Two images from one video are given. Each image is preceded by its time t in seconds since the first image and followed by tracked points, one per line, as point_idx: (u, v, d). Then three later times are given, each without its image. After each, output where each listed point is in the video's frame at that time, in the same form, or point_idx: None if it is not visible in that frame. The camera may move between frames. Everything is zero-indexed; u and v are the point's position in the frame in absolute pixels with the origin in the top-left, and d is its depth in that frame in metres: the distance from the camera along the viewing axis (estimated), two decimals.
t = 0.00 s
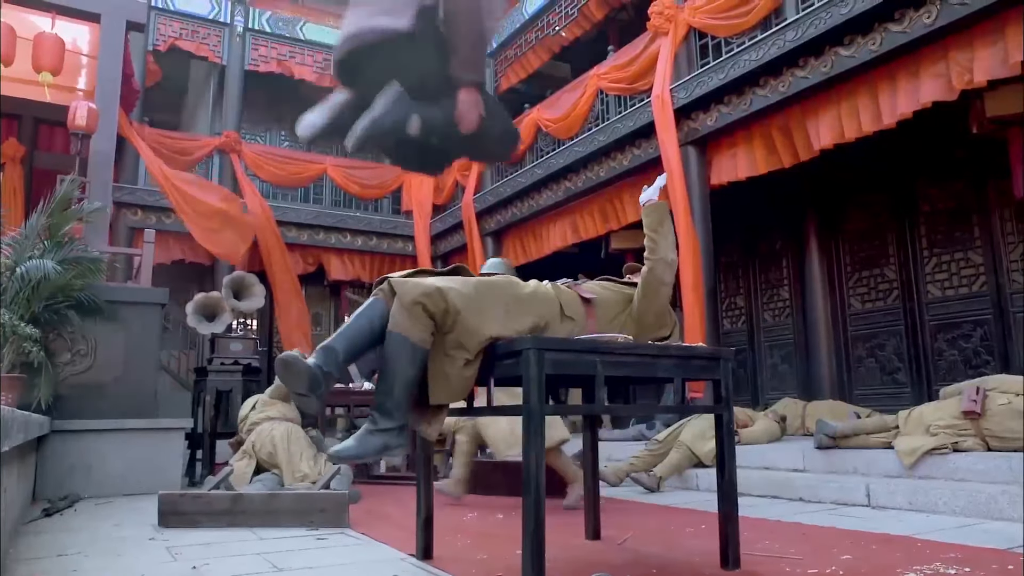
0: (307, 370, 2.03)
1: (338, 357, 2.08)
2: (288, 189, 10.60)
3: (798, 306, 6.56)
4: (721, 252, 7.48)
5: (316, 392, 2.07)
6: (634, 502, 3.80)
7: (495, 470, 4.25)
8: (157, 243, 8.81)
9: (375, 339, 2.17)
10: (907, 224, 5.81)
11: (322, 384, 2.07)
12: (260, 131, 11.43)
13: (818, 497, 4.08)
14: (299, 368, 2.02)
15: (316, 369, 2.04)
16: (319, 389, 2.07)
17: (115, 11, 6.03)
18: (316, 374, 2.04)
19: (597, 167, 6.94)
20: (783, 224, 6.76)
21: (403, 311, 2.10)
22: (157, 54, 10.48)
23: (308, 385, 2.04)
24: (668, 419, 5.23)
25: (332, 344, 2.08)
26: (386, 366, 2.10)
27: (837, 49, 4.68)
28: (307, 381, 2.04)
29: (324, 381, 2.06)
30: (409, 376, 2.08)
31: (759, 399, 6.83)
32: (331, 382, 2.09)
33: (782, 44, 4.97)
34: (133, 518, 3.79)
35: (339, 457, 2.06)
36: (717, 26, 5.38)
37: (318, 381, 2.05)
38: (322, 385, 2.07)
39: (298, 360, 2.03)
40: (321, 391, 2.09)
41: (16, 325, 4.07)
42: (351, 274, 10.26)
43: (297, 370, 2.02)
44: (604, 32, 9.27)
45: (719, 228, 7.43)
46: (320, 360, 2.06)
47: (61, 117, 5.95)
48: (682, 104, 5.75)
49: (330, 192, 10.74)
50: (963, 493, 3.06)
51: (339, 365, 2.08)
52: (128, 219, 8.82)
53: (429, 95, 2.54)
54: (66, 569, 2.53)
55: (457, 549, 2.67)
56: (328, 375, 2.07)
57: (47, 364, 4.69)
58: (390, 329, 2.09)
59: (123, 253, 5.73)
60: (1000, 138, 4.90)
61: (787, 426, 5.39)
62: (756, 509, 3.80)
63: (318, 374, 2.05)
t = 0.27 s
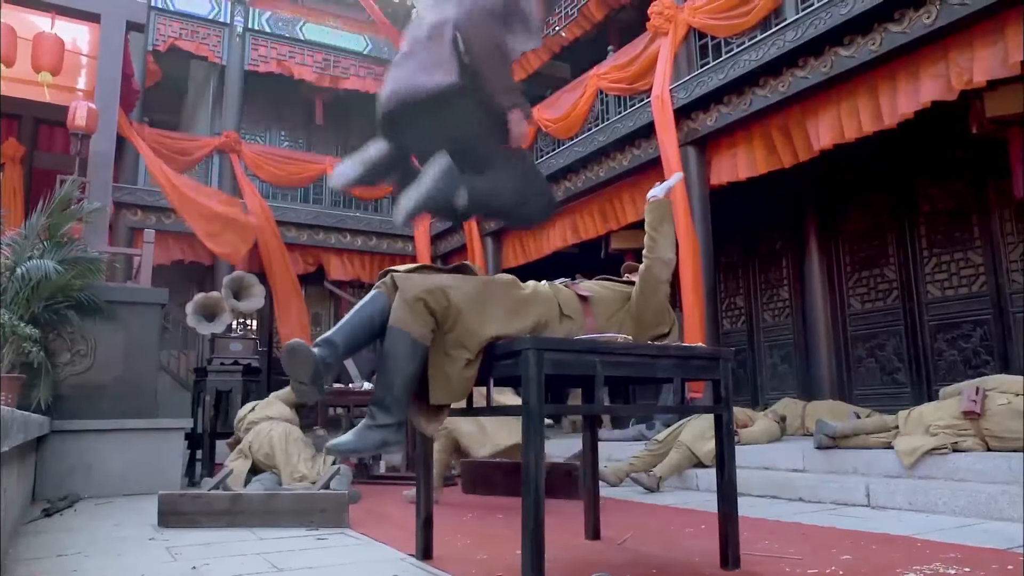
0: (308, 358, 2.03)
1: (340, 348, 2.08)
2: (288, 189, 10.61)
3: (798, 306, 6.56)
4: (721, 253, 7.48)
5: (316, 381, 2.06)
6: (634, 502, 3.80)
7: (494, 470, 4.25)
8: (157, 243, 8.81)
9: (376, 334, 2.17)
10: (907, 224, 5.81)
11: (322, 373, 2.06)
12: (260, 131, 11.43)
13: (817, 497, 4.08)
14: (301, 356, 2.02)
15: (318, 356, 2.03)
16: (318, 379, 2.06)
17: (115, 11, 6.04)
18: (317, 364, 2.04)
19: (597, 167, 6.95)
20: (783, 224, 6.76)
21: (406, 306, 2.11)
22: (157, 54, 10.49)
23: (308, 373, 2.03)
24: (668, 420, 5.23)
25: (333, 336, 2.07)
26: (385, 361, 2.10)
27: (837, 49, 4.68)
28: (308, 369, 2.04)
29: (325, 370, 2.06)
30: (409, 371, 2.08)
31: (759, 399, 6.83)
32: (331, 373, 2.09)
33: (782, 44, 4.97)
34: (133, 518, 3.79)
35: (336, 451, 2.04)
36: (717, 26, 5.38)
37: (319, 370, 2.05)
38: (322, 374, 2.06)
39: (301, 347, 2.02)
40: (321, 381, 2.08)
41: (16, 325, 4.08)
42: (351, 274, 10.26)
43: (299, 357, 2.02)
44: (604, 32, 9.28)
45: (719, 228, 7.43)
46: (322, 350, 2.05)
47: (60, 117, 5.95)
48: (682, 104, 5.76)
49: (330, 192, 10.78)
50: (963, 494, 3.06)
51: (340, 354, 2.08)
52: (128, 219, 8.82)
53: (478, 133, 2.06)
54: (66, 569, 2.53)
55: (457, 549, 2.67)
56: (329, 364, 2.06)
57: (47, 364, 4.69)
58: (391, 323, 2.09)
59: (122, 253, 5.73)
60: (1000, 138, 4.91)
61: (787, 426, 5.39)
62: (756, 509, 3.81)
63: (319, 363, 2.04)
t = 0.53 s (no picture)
0: (309, 345, 2.08)
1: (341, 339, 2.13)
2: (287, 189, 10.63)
3: (797, 306, 6.57)
4: (720, 253, 7.48)
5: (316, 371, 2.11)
6: (633, 502, 3.80)
7: (494, 470, 4.26)
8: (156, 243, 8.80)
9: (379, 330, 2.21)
10: (906, 224, 5.81)
11: (322, 362, 2.11)
12: (260, 131, 11.42)
13: (817, 497, 4.08)
14: (302, 344, 2.08)
15: (318, 346, 2.09)
16: (318, 369, 2.11)
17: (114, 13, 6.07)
18: (317, 353, 2.09)
19: (596, 167, 6.94)
20: (783, 224, 6.77)
21: (407, 299, 2.13)
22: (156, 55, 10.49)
23: (309, 361, 2.09)
24: (668, 419, 5.23)
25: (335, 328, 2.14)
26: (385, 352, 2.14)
27: (836, 49, 4.68)
28: (309, 358, 2.09)
29: (326, 359, 2.11)
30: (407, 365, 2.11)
31: (759, 399, 6.84)
32: (332, 363, 2.14)
33: (781, 44, 4.98)
34: (132, 518, 3.79)
35: (334, 439, 2.06)
36: (717, 27, 5.39)
37: (318, 359, 2.10)
38: (322, 364, 2.11)
39: (303, 333, 2.09)
40: (321, 371, 2.13)
41: (14, 324, 4.10)
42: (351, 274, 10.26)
43: (300, 344, 2.08)
44: (603, 33, 9.29)
45: (719, 228, 7.43)
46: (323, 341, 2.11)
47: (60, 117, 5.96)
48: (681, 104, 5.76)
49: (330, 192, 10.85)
50: (961, 493, 3.19)
51: (340, 345, 2.13)
52: (127, 219, 8.83)
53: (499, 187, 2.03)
54: (65, 570, 2.53)
55: (457, 549, 2.67)
56: (330, 353, 2.11)
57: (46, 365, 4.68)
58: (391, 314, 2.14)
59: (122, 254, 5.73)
60: (1000, 139, 4.91)
61: (787, 426, 5.39)
62: (756, 509, 3.81)
63: (319, 352, 2.10)
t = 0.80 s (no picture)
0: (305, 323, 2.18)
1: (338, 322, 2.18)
2: (285, 190, 10.65)
3: (795, 306, 6.58)
4: (718, 253, 7.50)
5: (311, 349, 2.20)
6: (630, 502, 3.81)
7: (492, 470, 4.26)
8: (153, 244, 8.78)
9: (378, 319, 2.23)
10: (903, 224, 5.82)
11: (317, 341, 2.20)
12: (258, 132, 11.42)
13: (814, 497, 4.08)
14: (298, 322, 2.17)
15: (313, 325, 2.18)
16: (312, 347, 2.20)
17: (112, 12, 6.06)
18: (311, 330, 2.18)
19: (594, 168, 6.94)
20: (780, 225, 6.78)
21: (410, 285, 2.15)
22: (154, 55, 10.47)
23: (303, 339, 2.18)
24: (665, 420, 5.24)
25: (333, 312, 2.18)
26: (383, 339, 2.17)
27: (834, 50, 4.69)
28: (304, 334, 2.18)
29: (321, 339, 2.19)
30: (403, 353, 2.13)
31: (756, 399, 6.85)
32: (328, 343, 2.21)
33: (779, 45, 4.98)
34: (129, 519, 3.78)
35: (332, 417, 2.14)
36: (715, 27, 5.40)
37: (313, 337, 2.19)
38: (318, 343, 2.20)
39: (301, 311, 2.17)
40: (317, 349, 2.22)
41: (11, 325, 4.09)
42: (349, 275, 10.26)
43: (297, 320, 2.17)
44: (601, 33, 9.31)
45: (716, 228, 7.44)
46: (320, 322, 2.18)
47: (56, 116, 5.95)
48: (679, 105, 5.76)
49: (327, 192, 10.85)
50: (959, 495, 3.23)
51: (337, 326, 2.19)
52: (124, 220, 8.82)
53: (532, 253, 2.08)
54: (62, 570, 2.52)
55: (455, 550, 2.66)
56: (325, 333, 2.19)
57: (43, 365, 4.68)
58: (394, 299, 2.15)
59: (119, 253, 5.73)
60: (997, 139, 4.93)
61: (784, 426, 5.40)
62: (753, 509, 3.81)
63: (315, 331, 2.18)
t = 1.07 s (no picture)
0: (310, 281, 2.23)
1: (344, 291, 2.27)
2: (280, 191, 10.64)
3: (789, 307, 6.60)
4: (712, 255, 7.51)
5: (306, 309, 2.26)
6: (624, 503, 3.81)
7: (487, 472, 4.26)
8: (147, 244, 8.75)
9: (380, 301, 2.30)
10: (897, 226, 5.85)
11: (317, 304, 2.26)
12: (252, 132, 11.39)
13: (807, 498, 4.09)
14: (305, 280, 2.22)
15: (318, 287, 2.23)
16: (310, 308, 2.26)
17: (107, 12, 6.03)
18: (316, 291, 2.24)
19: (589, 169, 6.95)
20: (774, 226, 6.80)
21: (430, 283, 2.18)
22: (148, 55, 10.43)
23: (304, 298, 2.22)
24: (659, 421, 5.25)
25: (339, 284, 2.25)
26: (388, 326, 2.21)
27: (828, 52, 4.71)
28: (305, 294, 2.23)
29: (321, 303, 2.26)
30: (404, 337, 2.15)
31: (750, 401, 6.86)
32: (328, 307, 2.29)
33: (773, 47, 4.98)
34: (122, 520, 3.76)
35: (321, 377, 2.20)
36: (710, 29, 5.40)
37: (313, 299, 2.24)
38: (315, 306, 2.26)
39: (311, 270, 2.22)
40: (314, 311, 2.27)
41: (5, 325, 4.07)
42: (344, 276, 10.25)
43: (305, 277, 2.23)
44: (596, 34, 9.33)
45: (711, 230, 7.46)
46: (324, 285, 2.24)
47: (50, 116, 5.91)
48: (674, 106, 5.77)
49: (322, 193, 10.82)
50: (951, 495, 3.17)
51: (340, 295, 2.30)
52: (118, 220, 8.79)
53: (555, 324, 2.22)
54: (54, 572, 2.51)
55: (449, 551, 2.66)
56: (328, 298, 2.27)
57: (36, 366, 4.65)
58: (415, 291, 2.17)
59: (113, 254, 5.69)
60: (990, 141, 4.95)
61: (778, 428, 5.41)
62: (747, 510, 3.82)
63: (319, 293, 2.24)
